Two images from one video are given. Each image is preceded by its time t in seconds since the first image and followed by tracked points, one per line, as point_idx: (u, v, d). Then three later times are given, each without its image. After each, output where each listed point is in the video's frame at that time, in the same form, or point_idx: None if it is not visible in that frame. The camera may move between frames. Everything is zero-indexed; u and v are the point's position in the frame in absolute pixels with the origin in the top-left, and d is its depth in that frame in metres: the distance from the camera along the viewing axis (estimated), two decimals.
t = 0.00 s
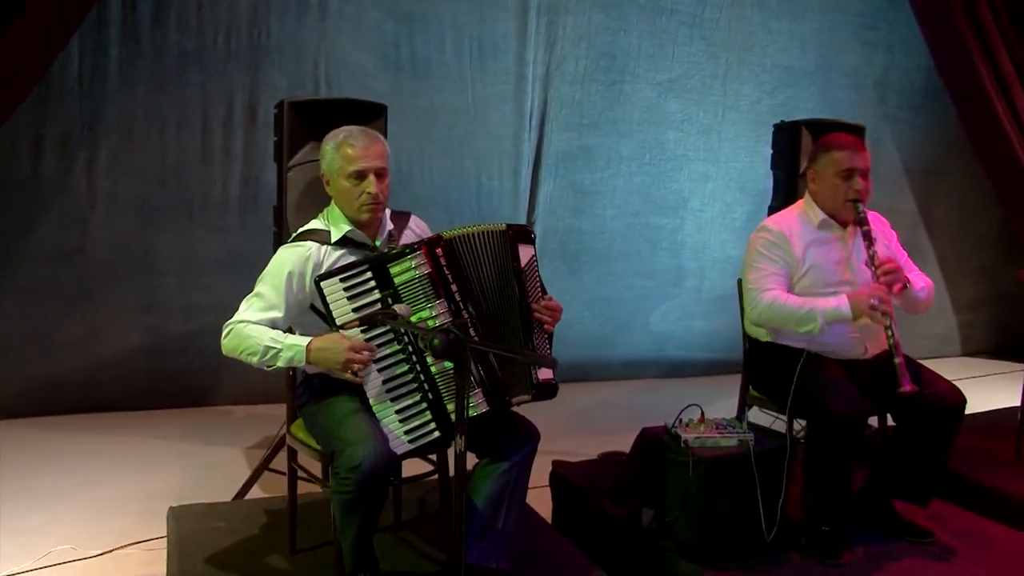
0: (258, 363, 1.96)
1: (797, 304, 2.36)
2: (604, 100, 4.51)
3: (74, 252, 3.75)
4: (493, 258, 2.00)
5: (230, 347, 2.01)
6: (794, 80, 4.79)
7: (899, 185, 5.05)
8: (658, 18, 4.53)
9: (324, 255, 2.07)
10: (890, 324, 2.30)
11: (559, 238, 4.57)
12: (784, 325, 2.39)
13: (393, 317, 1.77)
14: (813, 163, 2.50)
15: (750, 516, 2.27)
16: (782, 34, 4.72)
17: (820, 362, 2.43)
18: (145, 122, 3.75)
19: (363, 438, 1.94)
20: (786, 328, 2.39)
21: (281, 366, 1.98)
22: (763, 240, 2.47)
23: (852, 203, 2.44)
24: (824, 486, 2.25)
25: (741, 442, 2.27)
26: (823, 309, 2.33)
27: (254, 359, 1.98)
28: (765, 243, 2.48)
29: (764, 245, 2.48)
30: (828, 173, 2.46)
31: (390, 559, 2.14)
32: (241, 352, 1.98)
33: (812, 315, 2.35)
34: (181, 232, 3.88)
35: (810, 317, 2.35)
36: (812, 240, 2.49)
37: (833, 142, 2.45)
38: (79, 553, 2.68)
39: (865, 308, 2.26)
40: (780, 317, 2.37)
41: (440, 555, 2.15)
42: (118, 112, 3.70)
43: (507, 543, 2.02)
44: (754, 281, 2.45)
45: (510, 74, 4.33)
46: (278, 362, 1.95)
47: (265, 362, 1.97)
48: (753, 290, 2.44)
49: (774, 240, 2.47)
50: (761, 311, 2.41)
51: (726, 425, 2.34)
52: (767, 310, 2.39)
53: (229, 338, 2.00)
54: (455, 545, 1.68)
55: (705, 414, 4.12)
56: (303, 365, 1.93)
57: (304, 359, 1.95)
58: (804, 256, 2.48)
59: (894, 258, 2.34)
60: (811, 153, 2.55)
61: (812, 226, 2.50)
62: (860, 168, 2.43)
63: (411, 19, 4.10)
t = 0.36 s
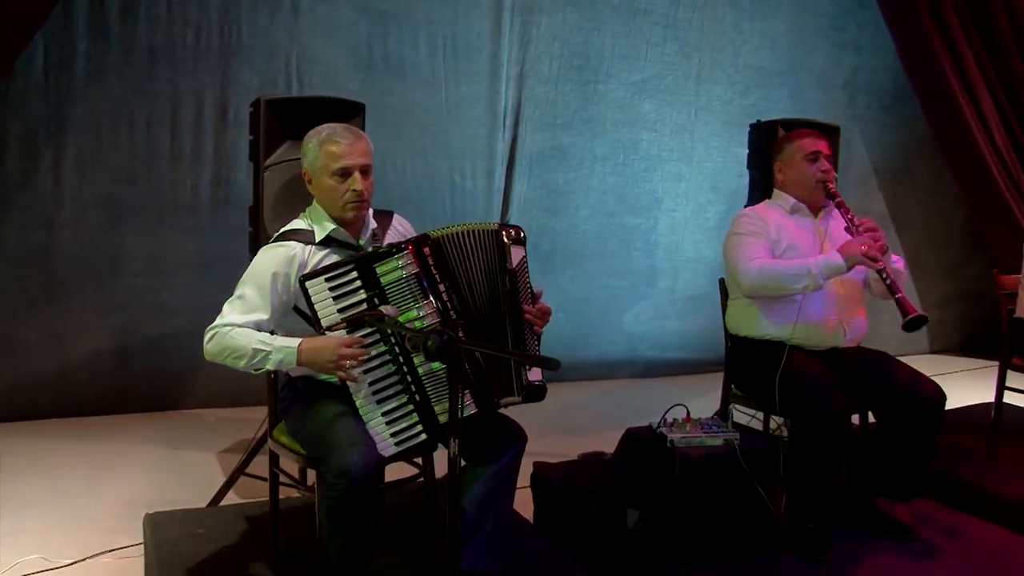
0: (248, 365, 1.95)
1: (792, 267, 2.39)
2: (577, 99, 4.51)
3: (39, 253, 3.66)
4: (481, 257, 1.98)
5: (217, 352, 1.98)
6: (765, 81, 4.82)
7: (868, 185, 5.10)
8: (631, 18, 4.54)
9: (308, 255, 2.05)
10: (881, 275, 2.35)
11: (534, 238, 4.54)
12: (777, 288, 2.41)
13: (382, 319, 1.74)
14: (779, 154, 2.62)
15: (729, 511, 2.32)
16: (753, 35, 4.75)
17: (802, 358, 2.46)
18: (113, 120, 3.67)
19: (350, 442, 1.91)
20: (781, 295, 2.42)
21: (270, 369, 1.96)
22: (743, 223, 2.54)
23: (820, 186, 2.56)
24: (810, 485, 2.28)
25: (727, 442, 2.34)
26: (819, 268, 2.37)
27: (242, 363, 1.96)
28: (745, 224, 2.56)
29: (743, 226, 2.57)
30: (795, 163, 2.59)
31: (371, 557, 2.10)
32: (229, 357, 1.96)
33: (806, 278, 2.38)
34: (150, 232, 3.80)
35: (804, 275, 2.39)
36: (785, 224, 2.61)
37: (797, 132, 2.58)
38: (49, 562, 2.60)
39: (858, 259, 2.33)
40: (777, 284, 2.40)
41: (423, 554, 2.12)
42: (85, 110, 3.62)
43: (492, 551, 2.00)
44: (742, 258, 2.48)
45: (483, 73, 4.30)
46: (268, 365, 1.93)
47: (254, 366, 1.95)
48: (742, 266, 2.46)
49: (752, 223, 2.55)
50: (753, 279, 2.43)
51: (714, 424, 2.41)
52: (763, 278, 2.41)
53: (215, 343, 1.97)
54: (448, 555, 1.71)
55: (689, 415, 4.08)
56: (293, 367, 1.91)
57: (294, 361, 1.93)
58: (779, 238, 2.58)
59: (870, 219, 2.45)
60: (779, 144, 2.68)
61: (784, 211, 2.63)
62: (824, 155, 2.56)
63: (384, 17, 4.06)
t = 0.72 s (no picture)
0: (231, 368, 1.92)
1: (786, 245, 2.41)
2: (551, 99, 4.50)
3: (4, 254, 3.57)
4: (471, 256, 1.95)
5: (199, 355, 1.95)
6: (737, 81, 4.85)
7: (838, 184, 5.15)
8: (605, 18, 4.54)
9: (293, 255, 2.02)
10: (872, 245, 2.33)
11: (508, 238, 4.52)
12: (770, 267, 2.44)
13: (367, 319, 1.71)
14: (758, 153, 2.66)
15: (718, 512, 2.31)
16: (725, 35, 4.78)
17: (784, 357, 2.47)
18: (80, 119, 3.59)
19: (335, 447, 1.89)
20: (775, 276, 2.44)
21: (253, 371, 1.93)
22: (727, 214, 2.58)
23: (801, 182, 2.59)
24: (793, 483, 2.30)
25: (712, 441, 2.37)
26: (812, 242, 2.38)
27: (224, 366, 1.93)
28: (729, 218, 2.60)
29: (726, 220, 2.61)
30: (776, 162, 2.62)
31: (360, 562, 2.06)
32: (211, 360, 1.93)
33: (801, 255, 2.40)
34: (120, 233, 3.73)
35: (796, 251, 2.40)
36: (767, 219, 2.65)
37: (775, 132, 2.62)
38: (20, 572, 2.53)
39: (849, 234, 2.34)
40: (769, 263, 2.42)
41: (409, 558, 2.06)
42: (52, 108, 3.54)
43: (478, 551, 1.98)
44: (734, 245, 2.51)
45: (458, 72, 4.27)
46: (251, 367, 1.90)
47: (237, 368, 1.92)
48: (735, 251, 2.49)
49: (735, 216, 2.60)
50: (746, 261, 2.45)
51: (700, 425, 2.42)
52: (758, 258, 2.43)
53: (197, 346, 1.94)
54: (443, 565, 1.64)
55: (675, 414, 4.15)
56: (277, 369, 1.88)
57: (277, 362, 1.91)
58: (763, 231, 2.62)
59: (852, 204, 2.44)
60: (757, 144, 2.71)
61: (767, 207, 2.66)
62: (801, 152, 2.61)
63: (357, 16, 4.02)
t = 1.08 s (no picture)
0: (217, 369, 1.88)
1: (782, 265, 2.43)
2: (530, 98, 4.48)
3: None
4: (464, 255, 1.94)
5: (184, 356, 1.91)
6: (715, 82, 4.87)
7: (813, 184, 5.19)
8: (584, 18, 4.54)
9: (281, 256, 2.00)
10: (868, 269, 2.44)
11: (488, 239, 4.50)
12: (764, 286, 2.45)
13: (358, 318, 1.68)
14: (749, 156, 2.66)
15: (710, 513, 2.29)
16: (703, 36, 4.80)
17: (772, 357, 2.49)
18: (53, 117, 3.52)
19: (328, 451, 1.86)
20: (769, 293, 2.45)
21: (240, 373, 1.90)
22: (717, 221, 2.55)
23: (793, 186, 2.63)
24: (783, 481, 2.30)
25: (702, 440, 2.32)
26: (807, 265, 2.42)
27: (210, 367, 1.89)
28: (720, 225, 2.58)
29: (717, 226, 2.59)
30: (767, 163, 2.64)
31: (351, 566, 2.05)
32: (196, 360, 1.89)
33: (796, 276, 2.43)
34: (94, 234, 3.67)
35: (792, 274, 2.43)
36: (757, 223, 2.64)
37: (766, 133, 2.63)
38: None
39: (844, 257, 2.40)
40: (766, 284, 2.43)
41: (400, 561, 2.04)
42: (23, 107, 3.47)
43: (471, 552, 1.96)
44: (728, 257, 2.49)
45: (437, 72, 4.24)
46: (238, 368, 1.86)
47: (223, 369, 1.89)
48: (730, 264, 2.48)
49: (724, 222, 2.58)
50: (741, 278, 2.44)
51: (690, 424, 2.38)
52: (755, 274, 2.43)
53: (183, 347, 1.90)
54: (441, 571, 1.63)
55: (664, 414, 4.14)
56: (265, 370, 1.85)
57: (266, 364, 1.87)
58: (755, 235, 2.62)
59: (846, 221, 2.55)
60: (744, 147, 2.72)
61: (757, 211, 2.66)
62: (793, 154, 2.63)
63: (335, 14, 3.98)
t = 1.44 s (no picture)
0: (208, 367, 1.86)
1: (752, 285, 2.46)
2: (514, 98, 4.47)
3: None
4: (459, 254, 1.92)
5: (174, 355, 1.88)
6: (698, 82, 4.89)
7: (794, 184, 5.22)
8: (567, 17, 4.54)
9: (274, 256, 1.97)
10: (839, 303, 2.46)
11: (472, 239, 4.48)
12: (736, 305, 2.48)
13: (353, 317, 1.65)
14: (746, 157, 2.66)
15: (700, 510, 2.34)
16: (686, 36, 4.81)
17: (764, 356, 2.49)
18: (32, 116, 3.47)
19: (325, 452, 1.84)
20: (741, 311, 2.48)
21: (231, 373, 1.87)
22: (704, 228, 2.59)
23: (787, 194, 2.62)
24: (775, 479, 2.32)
25: (697, 439, 2.35)
26: (780, 288, 2.44)
27: (201, 367, 1.86)
28: (708, 230, 2.61)
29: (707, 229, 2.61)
30: (763, 167, 2.63)
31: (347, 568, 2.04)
32: (186, 359, 1.87)
33: (768, 299, 2.46)
34: (73, 235, 3.61)
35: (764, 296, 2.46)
36: (750, 226, 2.64)
37: (765, 137, 2.62)
38: None
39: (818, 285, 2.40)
40: (738, 301, 2.46)
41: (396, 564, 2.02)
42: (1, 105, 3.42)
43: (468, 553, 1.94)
44: (707, 269, 2.53)
45: (420, 71, 4.21)
46: (229, 367, 1.83)
47: (213, 369, 1.86)
48: (707, 277, 2.52)
49: (714, 227, 2.61)
50: (714, 294, 2.48)
51: (685, 423, 2.39)
52: (726, 291, 2.46)
53: (173, 346, 1.88)
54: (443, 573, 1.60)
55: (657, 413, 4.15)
56: (256, 370, 1.82)
57: (257, 364, 1.84)
58: (745, 239, 2.62)
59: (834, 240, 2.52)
60: (744, 146, 2.71)
61: (751, 213, 2.66)
62: (790, 161, 2.62)
63: (318, 13, 3.95)
